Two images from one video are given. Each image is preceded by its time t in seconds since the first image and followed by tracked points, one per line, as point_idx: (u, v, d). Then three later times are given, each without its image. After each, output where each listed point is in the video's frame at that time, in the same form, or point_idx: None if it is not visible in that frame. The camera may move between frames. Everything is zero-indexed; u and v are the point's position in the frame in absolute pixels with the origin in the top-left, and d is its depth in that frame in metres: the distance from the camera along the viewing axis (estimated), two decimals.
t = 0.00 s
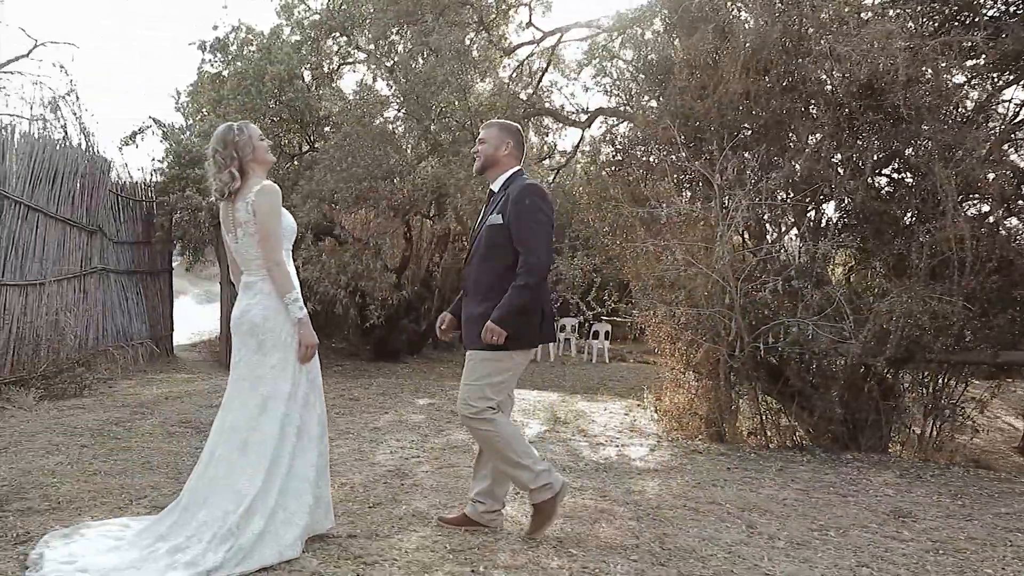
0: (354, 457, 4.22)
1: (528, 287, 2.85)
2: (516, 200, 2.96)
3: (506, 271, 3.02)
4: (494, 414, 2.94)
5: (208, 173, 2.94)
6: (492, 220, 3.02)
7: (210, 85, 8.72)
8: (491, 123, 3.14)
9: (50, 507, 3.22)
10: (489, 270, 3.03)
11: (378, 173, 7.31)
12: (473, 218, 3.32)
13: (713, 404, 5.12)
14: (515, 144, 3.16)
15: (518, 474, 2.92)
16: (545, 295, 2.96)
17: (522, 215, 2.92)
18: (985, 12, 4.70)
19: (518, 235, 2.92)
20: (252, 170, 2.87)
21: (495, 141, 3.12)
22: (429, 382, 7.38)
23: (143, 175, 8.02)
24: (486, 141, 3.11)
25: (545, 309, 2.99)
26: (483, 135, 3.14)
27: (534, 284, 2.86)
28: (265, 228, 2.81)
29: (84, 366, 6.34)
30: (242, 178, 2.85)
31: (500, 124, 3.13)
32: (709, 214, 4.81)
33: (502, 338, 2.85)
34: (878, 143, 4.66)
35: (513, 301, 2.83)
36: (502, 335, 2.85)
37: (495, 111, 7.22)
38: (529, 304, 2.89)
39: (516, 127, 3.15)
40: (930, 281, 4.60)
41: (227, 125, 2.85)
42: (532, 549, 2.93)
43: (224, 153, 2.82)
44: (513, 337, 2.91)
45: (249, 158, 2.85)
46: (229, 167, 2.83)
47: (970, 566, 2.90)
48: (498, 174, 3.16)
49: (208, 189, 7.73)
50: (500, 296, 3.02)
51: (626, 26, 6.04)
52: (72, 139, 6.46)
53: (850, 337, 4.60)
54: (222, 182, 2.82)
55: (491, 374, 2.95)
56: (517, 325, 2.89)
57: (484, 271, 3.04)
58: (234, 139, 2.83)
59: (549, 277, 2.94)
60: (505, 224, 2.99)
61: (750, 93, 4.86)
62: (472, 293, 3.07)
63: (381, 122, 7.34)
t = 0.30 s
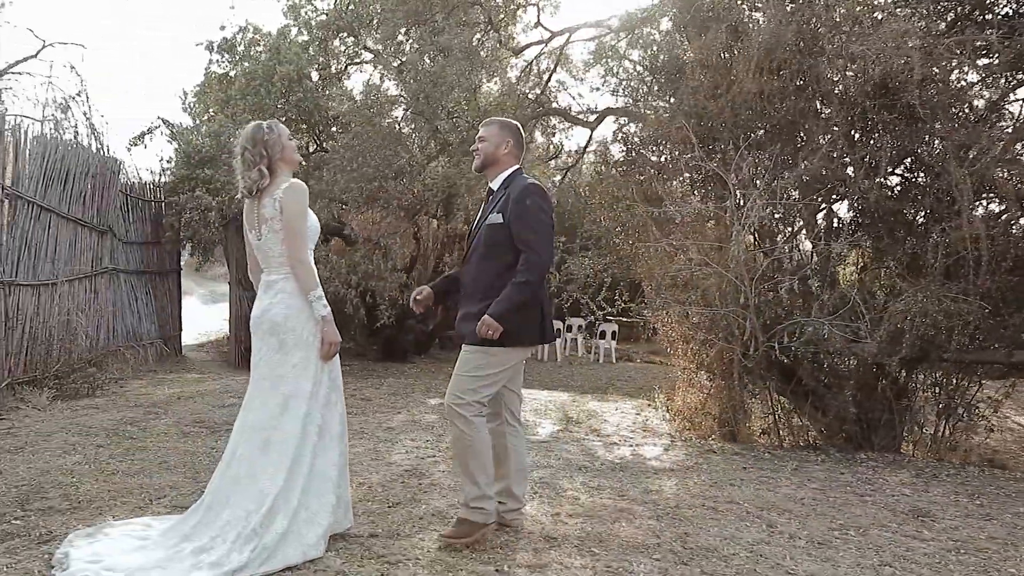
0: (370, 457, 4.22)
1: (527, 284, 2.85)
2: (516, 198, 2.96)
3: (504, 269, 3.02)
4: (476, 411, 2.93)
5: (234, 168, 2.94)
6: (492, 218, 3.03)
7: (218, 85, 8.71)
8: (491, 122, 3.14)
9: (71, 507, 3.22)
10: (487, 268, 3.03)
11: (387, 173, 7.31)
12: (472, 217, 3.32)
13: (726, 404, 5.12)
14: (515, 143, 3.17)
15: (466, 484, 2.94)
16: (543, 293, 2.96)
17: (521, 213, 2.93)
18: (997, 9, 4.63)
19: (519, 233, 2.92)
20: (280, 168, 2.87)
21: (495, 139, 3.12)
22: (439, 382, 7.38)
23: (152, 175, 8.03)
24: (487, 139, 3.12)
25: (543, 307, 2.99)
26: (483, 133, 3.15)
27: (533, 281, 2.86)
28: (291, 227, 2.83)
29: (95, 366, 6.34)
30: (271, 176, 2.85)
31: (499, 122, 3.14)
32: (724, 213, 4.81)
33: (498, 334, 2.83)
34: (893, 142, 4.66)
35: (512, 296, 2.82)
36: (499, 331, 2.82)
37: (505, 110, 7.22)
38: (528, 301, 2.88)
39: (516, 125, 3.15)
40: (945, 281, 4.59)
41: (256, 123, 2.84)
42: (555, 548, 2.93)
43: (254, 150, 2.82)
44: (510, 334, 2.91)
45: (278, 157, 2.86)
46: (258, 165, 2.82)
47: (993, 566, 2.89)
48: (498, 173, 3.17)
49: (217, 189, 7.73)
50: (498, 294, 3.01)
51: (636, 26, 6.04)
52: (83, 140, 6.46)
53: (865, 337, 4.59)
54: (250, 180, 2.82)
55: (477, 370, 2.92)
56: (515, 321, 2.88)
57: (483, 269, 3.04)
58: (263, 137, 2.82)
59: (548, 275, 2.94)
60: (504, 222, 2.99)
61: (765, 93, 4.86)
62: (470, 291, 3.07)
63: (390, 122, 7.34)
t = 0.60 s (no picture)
0: (386, 457, 4.22)
1: (525, 283, 2.83)
2: (515, 200, 2.96)
3: (500, 271, 3.01)
4: (473, 418, 2.91)
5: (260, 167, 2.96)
6: (489, 218, 3.01)
7: (225, 86, 8.72)
8: (490, 122, 3.14)
9: (91, 507, 3.22)
10: (484, 270, 3.02)
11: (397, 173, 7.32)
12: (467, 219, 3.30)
13: (738, 404, 5.12)
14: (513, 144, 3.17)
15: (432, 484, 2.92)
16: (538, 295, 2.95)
17: (521, 215, 2.94)
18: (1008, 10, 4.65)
19: (518, 234, 2.92)
20: (306, 169, 2.90)
21: (493, 139, 3.11)
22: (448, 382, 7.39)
23: (160, 176, 8.04)
24: (486, 139, 3.11)
25: (538, 309, 2.98)
26: (481, 134, 3.14)
27: (530, 281, 2.85)
28: (314, 224, 2.84)
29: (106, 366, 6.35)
30: (296, 174, 2.88)
31: (498, 123, 3.13)
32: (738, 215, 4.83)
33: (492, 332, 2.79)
34: (907, 142, 4.65)
35: (509, 295, 2.80)
36: (492, 330, 2.79)
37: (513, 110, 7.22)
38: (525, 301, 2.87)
39: (513, 125, 3.15)
40: (959, 281, 4.58)
41: (288, 122, 2.89)
42: (576, 548, 2.93)
43: (283, 147, 2.85)
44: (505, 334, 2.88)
45: (306, 156, 2.89)
46: (284, 162, 2.85)
47: (1013, 566, 2.90)
48: (495, 175, 3.16)
49: (225, 190, 7.74)
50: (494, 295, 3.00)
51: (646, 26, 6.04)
52: (94, 140, 6.47)
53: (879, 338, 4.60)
54: (276, 176, 2.84)
55: (476, 380, 2.91)
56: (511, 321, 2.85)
57: (479, 270, 3.02)
58: (293, 135, 2.86)
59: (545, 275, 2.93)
60: (502, 223, 2.98)
61: (778, 93, 4.84)
62: (467, 292, 3.05)
63: (399, 122, 7.34)
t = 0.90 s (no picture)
0: (400, 457, 4.23)
1: (514, 287, 2.79)
2: (507, 203, 2.92)
3: (494, 274, 2.97)
4: (469, 425, 2.88)
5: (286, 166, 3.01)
6: (483, 221, 2.98)
7: (232, 86, 8.73)
8: (486, 122, 3.08)
9: (109, 507, 3.23)
10: (478, 273, 2.99)
11: (407, 174, 7.34)
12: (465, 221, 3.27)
13: (750, 404, 5.12)
14: (510, 145, 3.12)
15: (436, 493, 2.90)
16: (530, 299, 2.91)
17: (513, 218, 2.89)
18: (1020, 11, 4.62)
19: (510, 238, 2.88)
20: (330, 168, 2.94)
21: (489, 141, 3.06)
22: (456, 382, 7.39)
23: (167, 177, 8.05)
24: (481, 141, 3.06)
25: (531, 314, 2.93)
26: (477, 135, 3.10)
27: (520, 285, 2.80)
28: (334, 222, 2.84)
29: (117, 367, 6.37)
30: (320, 173, 2.91)
31: (495, 123, 3.08)
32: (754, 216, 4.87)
33: (479, 334, 2.76)
34: (919, 143, 4.64)
35: (498, 298, 2.75)
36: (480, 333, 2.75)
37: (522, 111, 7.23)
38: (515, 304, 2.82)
39: (510, 125, 3.09)
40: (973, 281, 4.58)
41: (320, 123, 2.96)
42: (596, 547, 2.94)
43: (311, 145, 2.90)
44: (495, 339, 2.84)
45: (331, 156, 2.93)
46: (311, 159, 2.90)
47: None
48: (492, 177, 3.12)
49: (235, 190, 7.75)
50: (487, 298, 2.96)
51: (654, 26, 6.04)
52: (104, 141, 6.48)
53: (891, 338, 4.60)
54: (303, 172, 2.89)
55: (470, 387, 2.88)
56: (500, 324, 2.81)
57: (473, 273, 2.99)
58: (321, 134, 2.91)
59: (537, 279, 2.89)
60: (495, 226, 2.95)
61: (790, 92, 4.80)
62: (461, 296, 3.03)
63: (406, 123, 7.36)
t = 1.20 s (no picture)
0: (414, 457, 4.23)
1: (497, 282, 2.76)
2: (497, 196, 2.88)
3: (484, 269, 2.95)
4: (470, 426, 2.88)
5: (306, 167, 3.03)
6: (475, 215, 2.95)
7: (239, 87, 8.74)
8: (482, 116, 3.05)
9: (128, 507, 3.24)
10: (468, 267, 2.96)
11: (416, 174, 7.35)
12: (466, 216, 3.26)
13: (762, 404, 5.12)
14: (506, 138, 3.08)
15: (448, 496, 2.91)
16: (517, 294, 2.87)
17: (501, 212, 2.85)
18: None
19: (497, 232, 2.84)
20: (348, 169, 2.94)
21: (483, 135, 3.04)
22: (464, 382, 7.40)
23: (175, 177, 8.06)
24: (476, 135, 3.04)
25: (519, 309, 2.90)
26: (473, 129, 3.07)
27: (504, 279, 2.77)
28: (351, 220, 2.85)
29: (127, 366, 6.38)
30: (338, 173, 2.91)
31: (490, 117, 3.05)
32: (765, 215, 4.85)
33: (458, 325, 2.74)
34: (931, 142, 4.65)
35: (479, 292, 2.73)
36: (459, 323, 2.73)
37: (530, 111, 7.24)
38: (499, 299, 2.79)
39: (506, 120, 3.06)
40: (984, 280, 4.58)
41: (340, 125, 2.97)
42: (614, 546, 2.95)
43: (329, 146, 2.92)
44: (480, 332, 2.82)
45: (349, 157, 2.94)
46: (331, 160, 2.92)
47: None
48: (487, 170, 3.09)
49: (243, 191, 7.76)
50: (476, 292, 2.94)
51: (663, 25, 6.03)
52: (113, 142, 6.49)
53: (903, 338, 4.60)
54: (323, 173, 2.91)
55: (468, 386, 2.88)
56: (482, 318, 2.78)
57: (464, 267, 2.97)
58: (340, 135, 2.93)
59: (524, 274, 2.84)
60: (485, 219, 2.91)
61: (801, 92, 4.81)
62: (452, 290, 3.01)
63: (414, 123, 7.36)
